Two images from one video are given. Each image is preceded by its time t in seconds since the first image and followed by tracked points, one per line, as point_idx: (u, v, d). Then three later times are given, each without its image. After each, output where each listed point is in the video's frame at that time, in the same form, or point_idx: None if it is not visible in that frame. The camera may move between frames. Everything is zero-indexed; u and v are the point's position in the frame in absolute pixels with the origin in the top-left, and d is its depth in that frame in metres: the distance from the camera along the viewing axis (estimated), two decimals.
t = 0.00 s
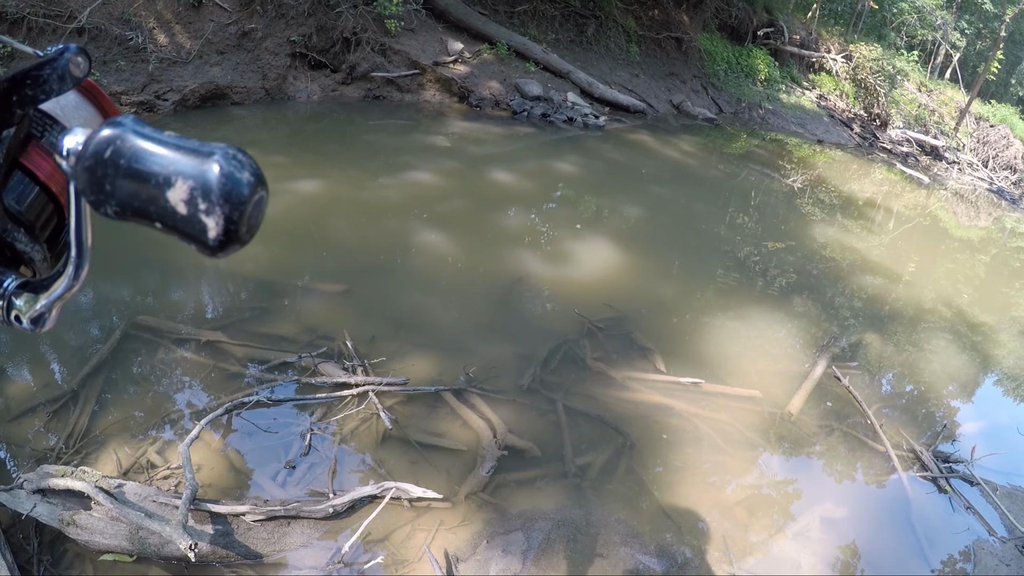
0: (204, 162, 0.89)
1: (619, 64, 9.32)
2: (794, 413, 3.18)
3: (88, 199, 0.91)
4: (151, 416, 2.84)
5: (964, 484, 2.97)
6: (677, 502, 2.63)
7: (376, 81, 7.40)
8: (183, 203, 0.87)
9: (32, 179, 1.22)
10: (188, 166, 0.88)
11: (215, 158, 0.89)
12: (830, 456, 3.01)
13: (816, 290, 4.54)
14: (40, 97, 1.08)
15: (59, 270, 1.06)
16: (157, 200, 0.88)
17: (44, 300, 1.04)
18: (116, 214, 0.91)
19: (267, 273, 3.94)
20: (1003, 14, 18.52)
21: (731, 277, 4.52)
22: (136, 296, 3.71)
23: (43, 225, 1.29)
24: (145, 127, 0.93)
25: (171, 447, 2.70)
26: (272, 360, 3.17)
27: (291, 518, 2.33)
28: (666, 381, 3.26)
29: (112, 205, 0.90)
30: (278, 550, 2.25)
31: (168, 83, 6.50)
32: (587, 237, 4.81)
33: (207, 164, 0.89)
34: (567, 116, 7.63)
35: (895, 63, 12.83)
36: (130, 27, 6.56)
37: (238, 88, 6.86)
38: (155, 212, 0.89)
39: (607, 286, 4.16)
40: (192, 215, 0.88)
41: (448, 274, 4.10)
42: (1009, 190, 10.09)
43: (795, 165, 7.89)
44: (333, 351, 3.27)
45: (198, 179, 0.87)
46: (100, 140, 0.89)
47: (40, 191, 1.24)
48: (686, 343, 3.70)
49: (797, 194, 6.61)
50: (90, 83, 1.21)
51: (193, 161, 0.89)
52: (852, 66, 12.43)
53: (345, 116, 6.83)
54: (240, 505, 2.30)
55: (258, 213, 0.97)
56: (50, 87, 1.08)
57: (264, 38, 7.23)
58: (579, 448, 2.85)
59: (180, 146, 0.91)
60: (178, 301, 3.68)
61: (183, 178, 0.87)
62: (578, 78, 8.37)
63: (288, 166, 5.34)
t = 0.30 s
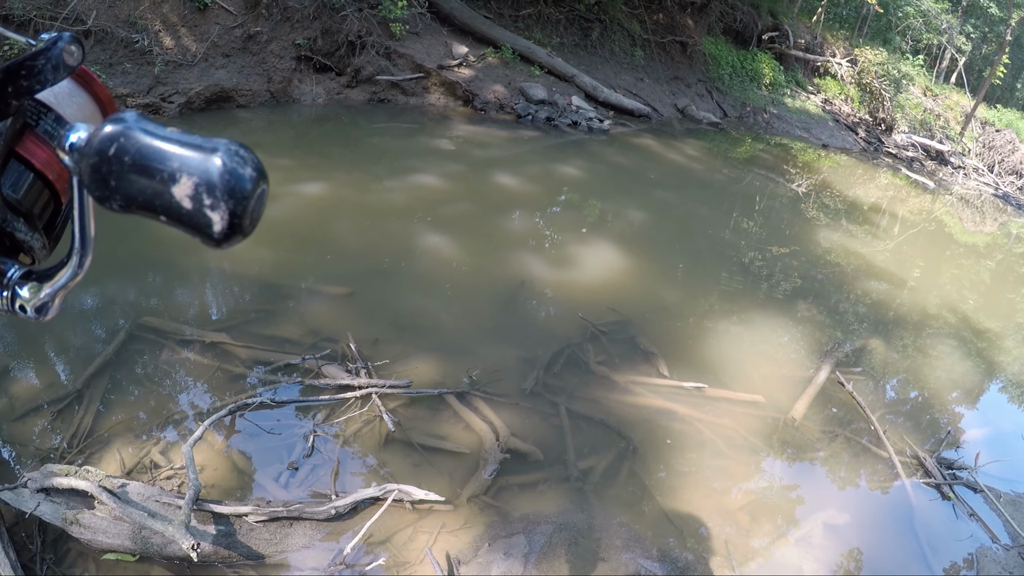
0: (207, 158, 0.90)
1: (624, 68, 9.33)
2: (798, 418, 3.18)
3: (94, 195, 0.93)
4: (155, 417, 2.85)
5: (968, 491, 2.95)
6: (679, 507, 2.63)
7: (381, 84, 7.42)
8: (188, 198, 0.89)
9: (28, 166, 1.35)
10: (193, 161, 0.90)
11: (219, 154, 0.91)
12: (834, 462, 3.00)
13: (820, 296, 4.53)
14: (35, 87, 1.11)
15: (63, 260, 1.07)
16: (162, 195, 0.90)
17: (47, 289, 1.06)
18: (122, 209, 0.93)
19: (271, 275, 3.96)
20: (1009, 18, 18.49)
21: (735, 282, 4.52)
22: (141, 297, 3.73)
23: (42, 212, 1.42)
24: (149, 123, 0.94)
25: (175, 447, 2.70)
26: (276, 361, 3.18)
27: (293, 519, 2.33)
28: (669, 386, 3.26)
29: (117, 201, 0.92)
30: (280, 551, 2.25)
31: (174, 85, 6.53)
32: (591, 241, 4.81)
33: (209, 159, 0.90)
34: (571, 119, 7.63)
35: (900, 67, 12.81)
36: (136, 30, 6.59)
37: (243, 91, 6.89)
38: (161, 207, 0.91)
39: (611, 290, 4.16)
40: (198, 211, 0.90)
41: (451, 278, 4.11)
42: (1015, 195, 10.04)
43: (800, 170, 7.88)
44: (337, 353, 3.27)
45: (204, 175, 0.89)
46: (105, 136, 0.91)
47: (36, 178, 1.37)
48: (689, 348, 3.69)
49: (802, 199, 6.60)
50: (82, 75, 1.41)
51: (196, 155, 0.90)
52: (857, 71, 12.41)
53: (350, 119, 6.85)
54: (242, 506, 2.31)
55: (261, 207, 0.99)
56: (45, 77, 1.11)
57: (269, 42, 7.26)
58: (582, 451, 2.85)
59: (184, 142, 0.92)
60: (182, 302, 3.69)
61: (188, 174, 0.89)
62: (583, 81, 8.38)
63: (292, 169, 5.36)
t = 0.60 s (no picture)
0: (296, 40, 1.09)
1: (638, 66, 9.30)
2: (805, 421, 3.18)
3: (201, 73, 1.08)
4: (165, 406, 2.88)
5: (973, 502, 2.93)
6: (684, 507, 2.63)
7: (394, 79, 7.43)
8: (286, 71, 1.07)
9: (133, 80, 1.11)
10: (288, 44, 1.08)
11: (307, 38, 1.10)
12: (839, 468, 3.00)
13: (831, 300, 4.51)
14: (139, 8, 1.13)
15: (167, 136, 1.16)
16: (263, 68, 1.07)
17: (161, 155, 1.12)
18: (227, 84, 1.09)
19: (282, 267, 4.00)
20: None
21: (745, 283, 4.51)
22: (153, 288, 3.78)
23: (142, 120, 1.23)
24: (242, 17, 1.11)
25: (185, 435, 2.74)
26: (287, 352, 3.22)
27: (301, 507, 2.36)
28: (677, 385, 3.26)
29: (225, 77, 1.08)
30: (288, 539, 2.28)
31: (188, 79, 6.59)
32: (602, 238, 4.81)
33: (298, 41, 1.09)
34: (584, 117, 7.63)
35: (917, 70, 12.69)
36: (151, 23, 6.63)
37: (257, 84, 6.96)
38: (260, 78, 1.08)
39: (621, 288, 4.17)
40: (293, 81, 1.08)
41: (462, 273, 4.12)
42: None
43: (814, 173, 7.83)
44: (347, 345, 3.31)
45: (298, 53, 1.08)
46: (210, 24, 1.07)
47: (133, 82, 1.12)
48: (698, 348, 3.69)
49: (815, 202, 6.56)
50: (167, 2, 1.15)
51: (288, 37, 1.09)
52: (873, 73, 12.31)
53: (364, 113, 6.88)
54: (251, 493, 2.34)
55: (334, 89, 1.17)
56: None
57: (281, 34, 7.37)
58: (588, 448, 2.86)
59: (275, 31, 1.10)
60: (194, 294, 3.73)
61: (286, 52, 1.07)
62: (597, 78, 8.36)
63: (305, 163, 5.39)
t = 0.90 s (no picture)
0: (304, 102, 1.19)
1: (645, 61, 9.27)
2: (817, 412, 3.17)
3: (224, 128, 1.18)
4: (176, 409, 2.89)
5: (986, 488, 2.92)
6: (697, 500, 2.62)
7: (401, 77, 7.44)
8: (296, 126, 1.16)
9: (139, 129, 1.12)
10: (298, 105, 1.17)
11: (315, 102, 1.20)
12: (853, 458, 2.98)
13: (842, 291, 4.49)
14: (150, 75, 1.10)
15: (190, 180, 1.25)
16: (276, 125, 1.15)
17: (183, 194, 1.23)
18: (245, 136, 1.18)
19: (291, 267, 4.01)
20: None
21: (756, 276, 4.49)
22: (163, 291, 3.79)
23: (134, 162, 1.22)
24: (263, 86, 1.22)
25: (197, 438, 2.75)
26: (297, 353, 3.22)
27: (313, 507, 2.37)
28: (688, 378, 3.25)
29: (244, 133, 1.18)
30: (301, 539, 2.29)
31: (196, 80, 6.64)
32: (611, 234, 4.81)
33: (307, 103, 1.18)
34: (592, 113, 7.61)
35: (924, 61, 12.62)
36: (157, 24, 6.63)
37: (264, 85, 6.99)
38: (274, 133, 1.17)
39: (631, 283, 4.17)
40: (299, 135, 1.17)
41: (471, 270, 4.13)
42: None
43: (821, 165, 7.79)
44: (357, 344, 3.31)
45: (305, 112, 1.17)
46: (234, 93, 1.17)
47: (144, 137, 1.14)
48: (709, 342, 3.68)
49: (823, 194, 6.53)
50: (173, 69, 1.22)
51: (294, 99, 1.18)
52: (880, 65, 12.25)
53: (370, 113, 6.89)
54: (263, 495, 2.35)
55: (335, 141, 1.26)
56: (156, 66, 1.10)
57: (289, 35, 7.34)
58: (600, 443, 2.86)
59: (290, 94, 1.20)
60: (204, 295, 3.74)
61: (297, 110, 1.16)
62: (604, 74, 8.34)
63: (313, 163, 5.41)
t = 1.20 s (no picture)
0: (120, 121, 1.62)
1: (641, 60, 9.28)
2: (818, 407, 3.16)
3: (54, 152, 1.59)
4: (177, 413, 2.88)
5: (989, 480, 2.91)
6: (700, 498, 2.62)
7: (399, 79, 7.50)
8: (116, 142, 1.60)
9: None
10: (113, 126, 1.60)
11: (127, 121, 1.63)
12: (856, 453, 2.97)
13: (841, 286, 4.49)
14: None
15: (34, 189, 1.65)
16: (102, 144, 1.60)
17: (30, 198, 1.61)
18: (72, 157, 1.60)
19: (291, 271, 4.01)
20: None
21: (756, 273, 4.49)
22: (162, 295, 3.79)
23: None
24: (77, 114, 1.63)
25: (198, 442, 2.74)
26: (297, 356, 3.22)
27: (315, 511, 2.36)
28: (690, 376, 3.25)
29: (70, 155, 1.60)
30: (303, 543, 2.28)
31: (193, 84, 6.65)
32: (610, 232, 4.81)
33: (122, 121, 1.62)
34: (590, 113, 7.61)
35: (919, 55, 12.64)
36: (153, 29, 6.63)
37: (262, 89, 7.01)
38: (100, 151, 1.60)
39: (630, 281, 4.17)
40: (121, 149, 1.61)
41: (471, 271, 4.13)
42: None
43: (819, 160, 7.79)
44: (357, 347, 3.31)
45: (119, 129, 1.61)
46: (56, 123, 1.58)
47: None
48: (710, 339, 3.67)
49: (822, 189, 6.53)
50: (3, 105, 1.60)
51: (111, 120, 1.61)
52: (876, 59, 12.27)
53: (367, 115, 6.89)
54: (265, 498, 2.34)
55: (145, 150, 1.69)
56: None
57: (286, 38, 7.34)
58: (602, 442, 2.85)
59: (101, 117, 1.62)
60: (204, 299, 3.74)
61: (116, 130, 1.60)
62: (602, 74, 8.35)
63: (312, 165, 5.40)
